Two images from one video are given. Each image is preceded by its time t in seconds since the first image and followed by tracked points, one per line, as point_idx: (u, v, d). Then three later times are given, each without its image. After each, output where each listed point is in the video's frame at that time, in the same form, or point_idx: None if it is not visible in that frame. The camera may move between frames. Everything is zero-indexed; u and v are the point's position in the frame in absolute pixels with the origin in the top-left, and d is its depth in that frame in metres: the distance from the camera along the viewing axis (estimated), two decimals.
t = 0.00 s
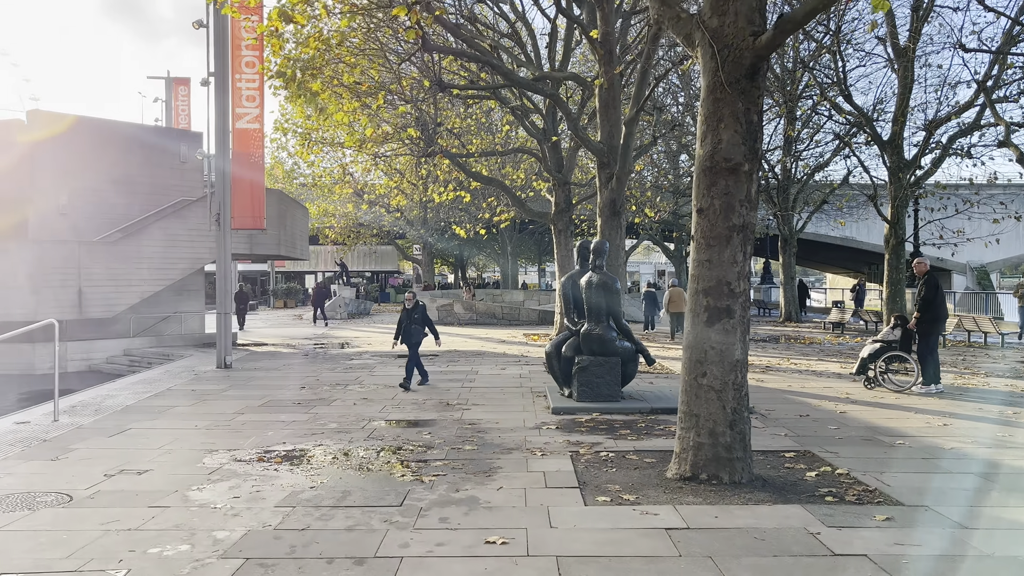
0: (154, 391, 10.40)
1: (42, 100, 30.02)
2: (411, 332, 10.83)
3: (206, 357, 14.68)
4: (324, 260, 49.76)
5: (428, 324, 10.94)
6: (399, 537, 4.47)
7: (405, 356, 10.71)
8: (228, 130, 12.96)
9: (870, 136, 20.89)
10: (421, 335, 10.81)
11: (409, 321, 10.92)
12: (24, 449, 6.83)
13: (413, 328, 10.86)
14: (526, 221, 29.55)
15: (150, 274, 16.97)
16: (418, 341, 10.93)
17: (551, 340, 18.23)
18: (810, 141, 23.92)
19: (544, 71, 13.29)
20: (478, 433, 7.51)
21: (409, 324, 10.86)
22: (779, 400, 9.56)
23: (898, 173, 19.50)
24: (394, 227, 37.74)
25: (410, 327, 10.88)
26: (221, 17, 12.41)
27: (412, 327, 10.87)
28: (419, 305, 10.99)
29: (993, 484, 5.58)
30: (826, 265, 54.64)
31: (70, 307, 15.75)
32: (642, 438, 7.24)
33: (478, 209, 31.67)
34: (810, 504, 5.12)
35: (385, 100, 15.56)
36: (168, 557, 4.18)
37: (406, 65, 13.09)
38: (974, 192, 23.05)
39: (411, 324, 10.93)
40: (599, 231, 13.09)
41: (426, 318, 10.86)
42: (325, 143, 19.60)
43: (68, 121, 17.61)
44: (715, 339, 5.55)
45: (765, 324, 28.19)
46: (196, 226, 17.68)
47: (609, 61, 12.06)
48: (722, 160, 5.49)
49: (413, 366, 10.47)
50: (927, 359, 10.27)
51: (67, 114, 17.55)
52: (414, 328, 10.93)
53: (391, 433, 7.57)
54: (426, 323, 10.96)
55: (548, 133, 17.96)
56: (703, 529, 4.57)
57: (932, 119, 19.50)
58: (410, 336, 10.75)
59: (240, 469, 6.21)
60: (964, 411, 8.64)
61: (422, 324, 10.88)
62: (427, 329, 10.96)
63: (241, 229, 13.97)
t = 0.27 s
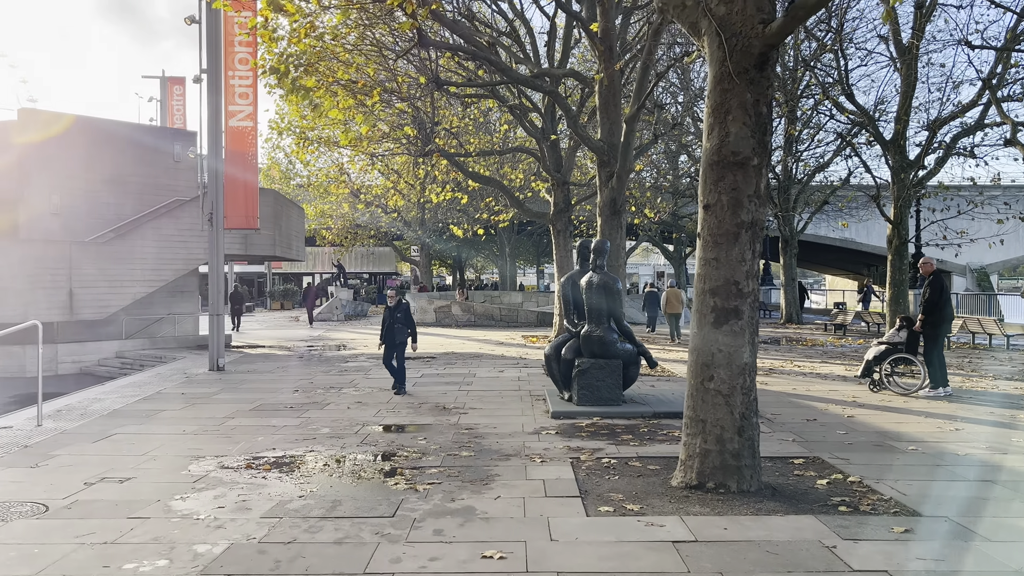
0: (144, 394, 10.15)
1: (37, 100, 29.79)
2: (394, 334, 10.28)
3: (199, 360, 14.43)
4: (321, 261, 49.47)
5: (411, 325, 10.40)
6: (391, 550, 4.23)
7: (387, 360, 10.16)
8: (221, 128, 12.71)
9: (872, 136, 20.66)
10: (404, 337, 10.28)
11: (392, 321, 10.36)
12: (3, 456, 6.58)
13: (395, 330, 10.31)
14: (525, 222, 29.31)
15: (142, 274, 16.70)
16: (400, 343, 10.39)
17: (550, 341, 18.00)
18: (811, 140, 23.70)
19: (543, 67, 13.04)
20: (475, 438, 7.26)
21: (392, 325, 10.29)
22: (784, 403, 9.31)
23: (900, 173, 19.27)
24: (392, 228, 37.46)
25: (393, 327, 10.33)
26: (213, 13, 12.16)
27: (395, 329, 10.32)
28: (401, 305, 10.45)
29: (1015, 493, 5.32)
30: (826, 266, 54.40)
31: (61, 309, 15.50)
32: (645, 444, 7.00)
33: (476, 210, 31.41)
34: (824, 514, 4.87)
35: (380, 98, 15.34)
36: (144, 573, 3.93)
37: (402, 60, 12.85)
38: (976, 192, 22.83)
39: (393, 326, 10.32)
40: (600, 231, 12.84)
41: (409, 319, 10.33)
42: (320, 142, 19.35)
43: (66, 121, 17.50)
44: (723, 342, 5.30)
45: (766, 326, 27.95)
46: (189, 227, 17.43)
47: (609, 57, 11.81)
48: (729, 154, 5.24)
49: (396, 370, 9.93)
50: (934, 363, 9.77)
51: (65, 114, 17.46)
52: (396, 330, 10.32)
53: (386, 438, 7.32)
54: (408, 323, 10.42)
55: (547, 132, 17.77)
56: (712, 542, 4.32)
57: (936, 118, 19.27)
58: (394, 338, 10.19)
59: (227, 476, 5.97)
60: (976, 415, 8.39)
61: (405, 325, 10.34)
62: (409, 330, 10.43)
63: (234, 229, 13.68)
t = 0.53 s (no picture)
0: (133, 399, 9.89)
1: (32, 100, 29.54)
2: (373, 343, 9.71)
3: (192, 363, 14.18)
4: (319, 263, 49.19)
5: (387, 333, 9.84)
6: (381, 568, 3.98)
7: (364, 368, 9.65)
8: (214, 127, 12.48)
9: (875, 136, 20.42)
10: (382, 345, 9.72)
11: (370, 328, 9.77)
12: None
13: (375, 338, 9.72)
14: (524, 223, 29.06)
15: (135, 276, 16.47)
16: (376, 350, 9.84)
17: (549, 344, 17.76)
18: (813, 141, 23.47)
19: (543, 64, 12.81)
20: (472, 446, 7.02)
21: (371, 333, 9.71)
22: (790, 408, 9.07)
23: (904, 173, 18.99)
24: (390, 229, 37.20)
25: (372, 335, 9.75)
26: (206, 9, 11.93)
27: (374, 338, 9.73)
28: (378, 312, 9.86)
29: None
30: (827, 268, 54.16)
31: (53, 310, 15.25)
32: (648, 452, 6.74)
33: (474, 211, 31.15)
34: (838, 529, 4.62)
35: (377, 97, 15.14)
36: None
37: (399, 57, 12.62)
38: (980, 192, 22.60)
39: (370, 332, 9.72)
40: (600, 232, 12.60)
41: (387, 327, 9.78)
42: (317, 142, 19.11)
43: (67, 123, 17.37)
44: (731, 347, 5.07)
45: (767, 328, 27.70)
46: (183, 227, 17.22)
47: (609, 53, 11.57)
48: (738, 150, 5.01)
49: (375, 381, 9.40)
50: (943, 366, 9.42)
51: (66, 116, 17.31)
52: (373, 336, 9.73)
53: (380, 445, 7.07)
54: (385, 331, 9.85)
55: (546, 131, 17.55)
56: (721, 559, 4.08)
57: (940, 117, 19.04)
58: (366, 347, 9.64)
59: (212, 486, 5.72)
60: (988, 421, 8.14)
61: (384, 333, 9.77)
62: (386, 338, 9.89)
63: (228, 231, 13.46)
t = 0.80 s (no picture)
0: (121, 400, 9.63)
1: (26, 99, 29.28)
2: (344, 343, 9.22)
3: (184, 363, 13.92)
4: (318, 263, 48.91)
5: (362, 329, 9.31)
6: None
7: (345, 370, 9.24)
8: (206, 122, 12.24)
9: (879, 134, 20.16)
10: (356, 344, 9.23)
11: (342, 326, 9.25)
12: None
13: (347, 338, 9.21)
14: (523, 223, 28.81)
15: (128, 276, 16.31)
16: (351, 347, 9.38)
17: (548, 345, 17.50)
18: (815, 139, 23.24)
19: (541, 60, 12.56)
20: (467, 449, 6.76)
21: (343, 332, 9.20)
22: (795, 410, 8.82)
23: (908, 172, 18.66)
24: (388, 229, 36.93)
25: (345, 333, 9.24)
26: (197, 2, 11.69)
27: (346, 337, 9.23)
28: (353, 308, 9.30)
29: None
30: (828, 269, 53.91)
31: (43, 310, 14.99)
32: (650, 456, 6.48)
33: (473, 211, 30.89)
34: (853, 539, 4.35)
35: (372, 92, 14.90)
36: None
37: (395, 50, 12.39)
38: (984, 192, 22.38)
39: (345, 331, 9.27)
40: (600, 229, 12.34)
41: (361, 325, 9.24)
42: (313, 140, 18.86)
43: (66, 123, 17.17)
44: (738, 346, 4.81)
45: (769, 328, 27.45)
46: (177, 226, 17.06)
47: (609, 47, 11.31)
48: (746, 139, 4.75)
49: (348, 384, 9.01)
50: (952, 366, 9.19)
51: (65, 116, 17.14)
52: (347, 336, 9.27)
53: (372, 449, 6.82)
54: (360, 327, 9.33)
55: (545, 129, 17.31)
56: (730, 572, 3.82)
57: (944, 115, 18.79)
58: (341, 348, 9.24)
59: (194, 493, 5.47)
60: (1000, 423, 7.89)
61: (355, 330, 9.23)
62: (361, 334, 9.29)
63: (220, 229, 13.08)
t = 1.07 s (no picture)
0: (109, 407, 9.39)
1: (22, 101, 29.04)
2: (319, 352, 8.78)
3: (177, 368, 13.66)
4: (317, 265, 48.66)
5: (340, 339, 8.90)
6: None
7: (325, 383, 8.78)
8: (197, 122, 12.00)
9: (883, 134, 19.91)
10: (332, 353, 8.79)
11: (317, 336, 8.83)
12: None
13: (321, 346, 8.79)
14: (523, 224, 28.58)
15: (121, 279, 16.16)
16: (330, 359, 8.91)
17: (548, 348, 17.22)
18: (818, 140, 22.98)
19: (542, 57, 12.30)
20: (464, 460, 6.51)
21: (316, 342, 8.79)
22: (803, 418, 8.55)
23: (913, 172, 18.44)
24: (387, 230, 36.67)
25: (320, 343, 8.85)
26: None
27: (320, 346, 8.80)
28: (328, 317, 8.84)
29: None
30: (830, 271, 53.67)
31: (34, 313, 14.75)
32: (654, 468, 6.22)
33: (472, 212, 30.63)
34: (873, 562, 4.09)
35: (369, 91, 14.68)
36: None
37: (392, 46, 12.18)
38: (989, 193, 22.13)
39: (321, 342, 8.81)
40: (602, 231, 12.09)
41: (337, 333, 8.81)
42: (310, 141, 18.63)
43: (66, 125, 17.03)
44: (748, 355, 4.56)
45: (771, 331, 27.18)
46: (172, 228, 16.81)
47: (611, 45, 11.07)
48: (757, 137, 4.49)
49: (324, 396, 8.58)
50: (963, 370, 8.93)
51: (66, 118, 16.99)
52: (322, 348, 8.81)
53: (365, 460, 6.56)
54: (337, 337, 8.86)
55: (545, 129, 17.05)
56: None
57: (950, 115, 18.54)
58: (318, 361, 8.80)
59: (176, 508, 5.21)
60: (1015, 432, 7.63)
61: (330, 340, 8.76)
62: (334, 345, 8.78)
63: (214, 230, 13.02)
